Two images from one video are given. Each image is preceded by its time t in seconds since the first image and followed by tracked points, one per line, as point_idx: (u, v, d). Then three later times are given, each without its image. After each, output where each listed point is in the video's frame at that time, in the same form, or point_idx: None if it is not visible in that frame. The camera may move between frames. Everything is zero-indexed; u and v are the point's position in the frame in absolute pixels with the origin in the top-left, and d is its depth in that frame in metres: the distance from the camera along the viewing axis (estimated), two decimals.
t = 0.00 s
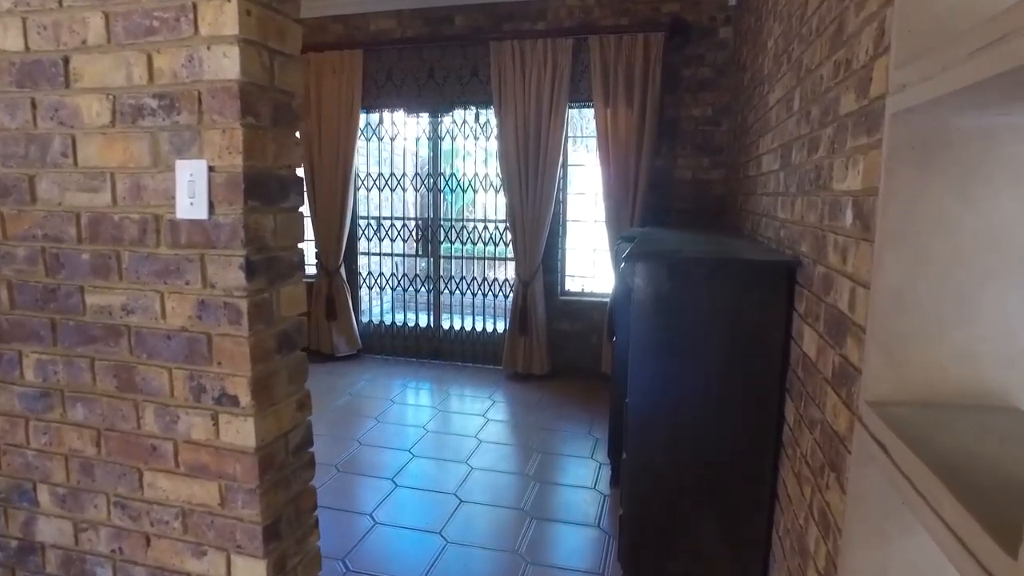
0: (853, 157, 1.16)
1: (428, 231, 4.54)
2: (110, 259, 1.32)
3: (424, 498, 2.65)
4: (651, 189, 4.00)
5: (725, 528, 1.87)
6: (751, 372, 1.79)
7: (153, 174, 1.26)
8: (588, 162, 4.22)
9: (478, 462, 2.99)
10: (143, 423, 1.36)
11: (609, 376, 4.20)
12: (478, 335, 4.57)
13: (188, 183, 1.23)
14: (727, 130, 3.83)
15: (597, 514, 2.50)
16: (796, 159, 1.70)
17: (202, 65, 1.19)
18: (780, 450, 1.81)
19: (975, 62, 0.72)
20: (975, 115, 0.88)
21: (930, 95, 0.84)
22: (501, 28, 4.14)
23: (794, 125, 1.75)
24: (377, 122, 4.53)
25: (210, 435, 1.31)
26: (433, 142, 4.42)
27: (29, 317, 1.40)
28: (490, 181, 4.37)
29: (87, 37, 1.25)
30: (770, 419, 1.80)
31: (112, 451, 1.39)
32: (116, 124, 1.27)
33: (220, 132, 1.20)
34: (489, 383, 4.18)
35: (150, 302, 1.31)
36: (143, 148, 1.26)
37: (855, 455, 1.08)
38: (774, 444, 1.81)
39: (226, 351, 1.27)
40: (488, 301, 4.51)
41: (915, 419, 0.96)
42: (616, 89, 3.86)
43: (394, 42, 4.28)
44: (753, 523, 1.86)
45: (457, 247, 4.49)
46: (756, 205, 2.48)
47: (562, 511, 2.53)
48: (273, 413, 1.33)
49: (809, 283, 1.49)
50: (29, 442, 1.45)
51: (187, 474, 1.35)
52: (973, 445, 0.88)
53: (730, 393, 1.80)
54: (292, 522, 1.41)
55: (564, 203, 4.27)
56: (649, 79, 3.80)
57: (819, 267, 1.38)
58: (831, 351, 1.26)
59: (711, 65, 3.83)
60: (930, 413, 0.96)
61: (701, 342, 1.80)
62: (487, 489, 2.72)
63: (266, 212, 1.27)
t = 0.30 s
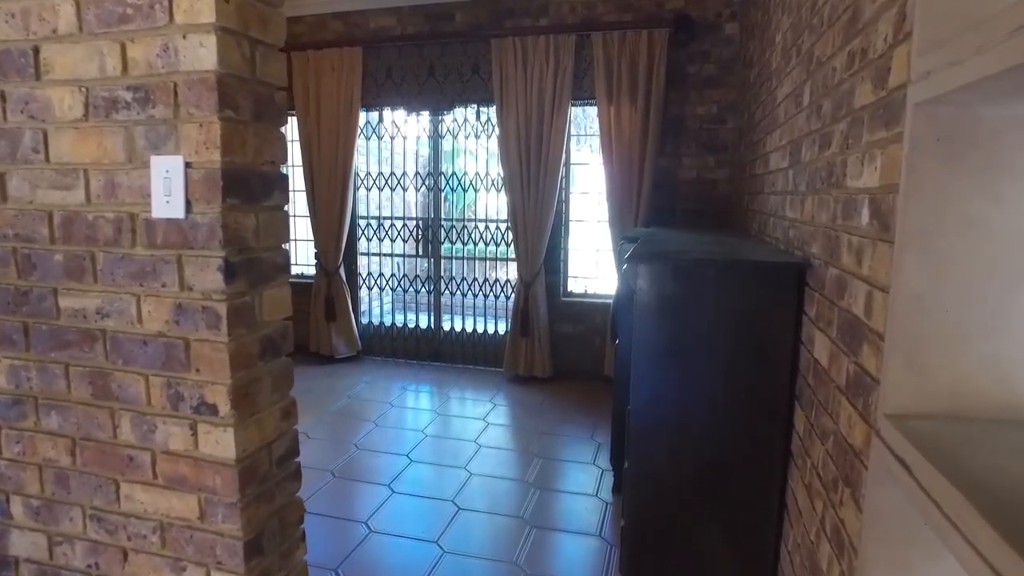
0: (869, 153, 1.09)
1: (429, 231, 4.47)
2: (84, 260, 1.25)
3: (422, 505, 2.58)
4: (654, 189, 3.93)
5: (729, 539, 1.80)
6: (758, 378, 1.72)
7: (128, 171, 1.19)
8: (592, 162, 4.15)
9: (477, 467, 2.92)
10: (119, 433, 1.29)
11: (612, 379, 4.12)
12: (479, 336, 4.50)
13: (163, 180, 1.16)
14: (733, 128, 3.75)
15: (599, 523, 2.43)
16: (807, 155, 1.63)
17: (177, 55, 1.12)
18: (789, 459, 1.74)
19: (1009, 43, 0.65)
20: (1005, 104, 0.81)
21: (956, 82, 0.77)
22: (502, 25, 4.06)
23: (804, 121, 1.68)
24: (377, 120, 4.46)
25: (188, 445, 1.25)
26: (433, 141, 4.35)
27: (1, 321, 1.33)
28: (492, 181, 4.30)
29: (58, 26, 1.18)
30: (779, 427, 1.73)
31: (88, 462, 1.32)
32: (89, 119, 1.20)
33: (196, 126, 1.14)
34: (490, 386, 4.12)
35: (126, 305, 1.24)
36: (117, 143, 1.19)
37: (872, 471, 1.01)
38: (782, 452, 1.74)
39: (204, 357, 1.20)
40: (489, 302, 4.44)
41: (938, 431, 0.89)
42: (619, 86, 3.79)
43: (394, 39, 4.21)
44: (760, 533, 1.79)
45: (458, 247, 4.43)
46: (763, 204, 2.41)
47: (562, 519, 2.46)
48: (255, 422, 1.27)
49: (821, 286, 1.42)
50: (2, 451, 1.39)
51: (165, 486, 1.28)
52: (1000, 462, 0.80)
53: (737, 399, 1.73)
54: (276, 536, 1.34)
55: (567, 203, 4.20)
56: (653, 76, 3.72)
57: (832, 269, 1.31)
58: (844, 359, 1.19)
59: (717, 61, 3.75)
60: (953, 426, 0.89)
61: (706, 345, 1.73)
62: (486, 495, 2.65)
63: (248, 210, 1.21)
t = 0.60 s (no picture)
0: (899, 152, 0.99)
1: (431, 233, 4.38)
2: (47, 268, 1.16)
3: (419, 518, 2.49)
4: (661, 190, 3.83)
5: (741, 562, 1.70)
6: (772, 392, 1.62)
7: (92, 171, 1.10)
8: (597, 163, 4.05)
9: (478, 478, 2.82)
10: (85, 454, 1.20)
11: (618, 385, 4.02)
12: (481, 341, 4.40)
13: (129, 181, 1.07)
14: (742, 128, 3.65)
15: (604, 538, 2.33)
16: (825, 155, 1.53)
17: (143, 45, 1.03)
18: (806, 478, 1.64)
19: None
20: None
21: (1008, 68, 0.67)
22: (506, 22, 3.96)
23: (821, 118, 1.59)
24: (378, 119, 4.37)
25: (159, 468, 1.16)
26: (435, 141, 4.26)
27: None
28: (495, 182, 4.20)
29: (17, 14, 1.10)
30: (794, 444, 1.63)
31: (53, 484, 1.23)
32: (50, 114, 1.11)
33: (163, 123, 1.04)
34: (492, 392, 4.02)
35: (91, 316, 1.15)
36: (80, 141, 1.10)
37: (904, 505, 0.91)
38: (797, 470, 1.64)
39: (175, 373, 1.11)
40: (492, 305, 4.34)
41: (981, 464, 0.79)
42: (625, 85, 3.69)
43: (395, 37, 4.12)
44: (773, 556, 1.69)
45: (460, 249, 4.34)
46: (775, 207, 2.31)
47: (565, 535, 2.37)
48: (231, 443, 1.17)
49: (841, 295, 1.32)
50: None
51: (134, 511, 1.19)
52: None
53: (750, 414, 1.63)
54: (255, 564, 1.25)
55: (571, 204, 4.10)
56: (660, 74, 3.62)
57: (855, 277, 1.21)
58: (870, 377, 1.09)
59: (726, 59, 3.64)
60: (998, 457, 0.80)
61: (717, 354, 1.63)
62: (486, 509, 2.55)
63: (222, 215, 1.12)
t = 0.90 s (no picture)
0: (931, 151, 0.91)
1: (433, 235, 4.30)
2: (14, 275, 1.08)
3: (418, 529, 2.41)
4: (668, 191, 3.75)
5: None
6: (786, 404, 1.54)
7: (61, 173, 1.03)
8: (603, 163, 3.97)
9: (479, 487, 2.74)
10: (56, 473, 1.12)
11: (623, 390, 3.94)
12: (484, 344, 4.32)
13: (99, 183, 1.00)
14: (751, 128, 3.57)
15: (609, 552, 2.25)
16: (843, 155, 1.44)
17: (112, 37, 0.96)
18: (822, 493, 1.56)
19: None
20: None
21: None
22: (510, 20, 3.88)
23: (839, 116, 1.50)
24: (380, 119, 4.30)
25: (133, 489, 1.08)
26: (438, 141, 4.18)
27: None
28: (499, 182, 4.12)
29: None
30: (810, 459, 1.55)
31: (23, 504, 1.16)
32: (17, 111, 1.04)
33: (134, 121, 0.97)
34: (495, 397, 3.94)
35: (61, 327, 1.07)
36: (47, 140, 1.03)
37: (939, 540, 0.83)
38: (813, 486, 1.56)
39: (149, 389, 1.04)
40: (495, 308, 4.26)
41: None
42: (631, 83, 3.61)
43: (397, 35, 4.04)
44: None
45: (463, 251, 4.26)
46: (788, 209, 2.22)
47: (569, 548, 2.29)
48: (211, 462, 1.10)
49: (863, 305, 1.24)
50: None
51: (107, 534, 1.11)
52: None
53: (763, 427, 1.55)
54: None
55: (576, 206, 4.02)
56: (667, 73, 3.54)
57: (879, 286, 1.13)
58: (898, 394, 1.01)
59: (735, 57, 3.56)
60: None
61: (730, 361, 1.55)
62: (488, 520, 2.47)
63: (200, 219, 1.04)
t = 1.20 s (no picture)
0: (967, 148, 0.83)
1: (437, 236, 4.24)
2: None
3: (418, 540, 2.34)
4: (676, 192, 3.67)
5: None
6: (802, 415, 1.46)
7: (30, 172, 0.97)
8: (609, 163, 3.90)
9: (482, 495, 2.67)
10: (27, 490, 1.06)
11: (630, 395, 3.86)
12: (489, 348, 4.25)
13: (69, 182, 0.93)
14: (761, 127, 3.49)
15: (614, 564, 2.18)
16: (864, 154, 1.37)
17: (82, 25, 0.89)
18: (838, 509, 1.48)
19: None
20: None
21: None
22: (515, 18, 3.81)
23: (859, 112, 1.43)
24: (383, 119, 4.24)
25: (108, 508, 1.02)
26: (442, 141, 4.12)
27: None
28: (503, 183, 4.05)
29: None
30: (826, 472, 1.47)
31: None
32: None
33: (105, 115, 0.90)
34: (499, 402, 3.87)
35: (31, 336, 1.01)
36: (15, 137, 0.96)
37: None
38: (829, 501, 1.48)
39: (123, 403, 0.97)
40: (499, 311, 4.19)
41: None
42: (638, 82, 3.53)
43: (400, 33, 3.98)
44: None
45: (467, 253, 4.19)
46: (801, 211, 2.15)
47: (573, 560, 2.21)
48: (191, 480, 1.03)
49: (886, 313, 1.16)
50: None
51: (81, 555, 1.05)
52: None
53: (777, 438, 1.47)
54: None
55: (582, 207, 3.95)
56: (676, 71, 3.47)
57: (905, 293, 1.05)
58: (928, 412, 0.94)
59: (745, 55, 3.48)
60: None
61: (742, 367, 1.47)
62: (489, 530, 2.40)
63: (178, 222, 0.97)
